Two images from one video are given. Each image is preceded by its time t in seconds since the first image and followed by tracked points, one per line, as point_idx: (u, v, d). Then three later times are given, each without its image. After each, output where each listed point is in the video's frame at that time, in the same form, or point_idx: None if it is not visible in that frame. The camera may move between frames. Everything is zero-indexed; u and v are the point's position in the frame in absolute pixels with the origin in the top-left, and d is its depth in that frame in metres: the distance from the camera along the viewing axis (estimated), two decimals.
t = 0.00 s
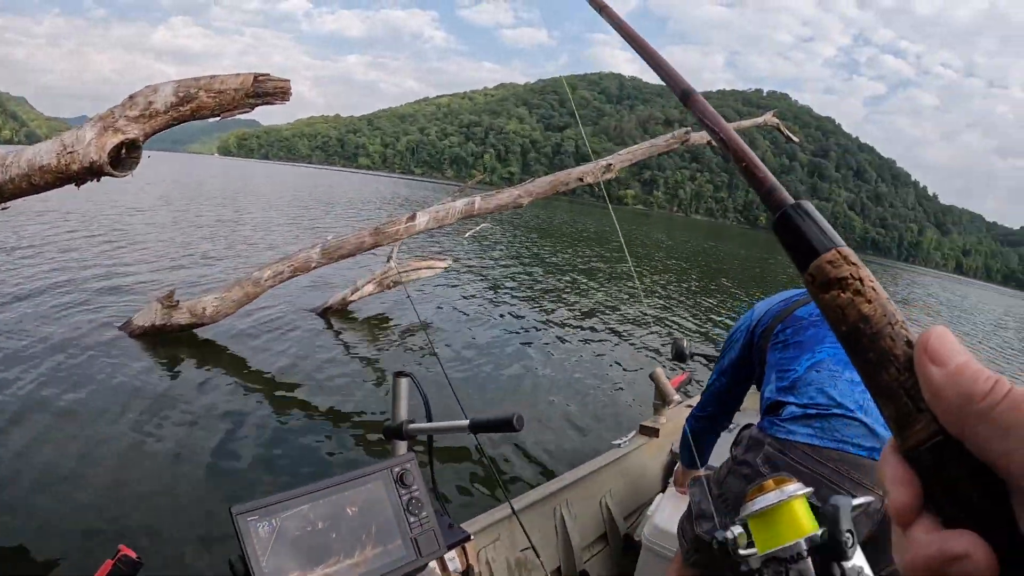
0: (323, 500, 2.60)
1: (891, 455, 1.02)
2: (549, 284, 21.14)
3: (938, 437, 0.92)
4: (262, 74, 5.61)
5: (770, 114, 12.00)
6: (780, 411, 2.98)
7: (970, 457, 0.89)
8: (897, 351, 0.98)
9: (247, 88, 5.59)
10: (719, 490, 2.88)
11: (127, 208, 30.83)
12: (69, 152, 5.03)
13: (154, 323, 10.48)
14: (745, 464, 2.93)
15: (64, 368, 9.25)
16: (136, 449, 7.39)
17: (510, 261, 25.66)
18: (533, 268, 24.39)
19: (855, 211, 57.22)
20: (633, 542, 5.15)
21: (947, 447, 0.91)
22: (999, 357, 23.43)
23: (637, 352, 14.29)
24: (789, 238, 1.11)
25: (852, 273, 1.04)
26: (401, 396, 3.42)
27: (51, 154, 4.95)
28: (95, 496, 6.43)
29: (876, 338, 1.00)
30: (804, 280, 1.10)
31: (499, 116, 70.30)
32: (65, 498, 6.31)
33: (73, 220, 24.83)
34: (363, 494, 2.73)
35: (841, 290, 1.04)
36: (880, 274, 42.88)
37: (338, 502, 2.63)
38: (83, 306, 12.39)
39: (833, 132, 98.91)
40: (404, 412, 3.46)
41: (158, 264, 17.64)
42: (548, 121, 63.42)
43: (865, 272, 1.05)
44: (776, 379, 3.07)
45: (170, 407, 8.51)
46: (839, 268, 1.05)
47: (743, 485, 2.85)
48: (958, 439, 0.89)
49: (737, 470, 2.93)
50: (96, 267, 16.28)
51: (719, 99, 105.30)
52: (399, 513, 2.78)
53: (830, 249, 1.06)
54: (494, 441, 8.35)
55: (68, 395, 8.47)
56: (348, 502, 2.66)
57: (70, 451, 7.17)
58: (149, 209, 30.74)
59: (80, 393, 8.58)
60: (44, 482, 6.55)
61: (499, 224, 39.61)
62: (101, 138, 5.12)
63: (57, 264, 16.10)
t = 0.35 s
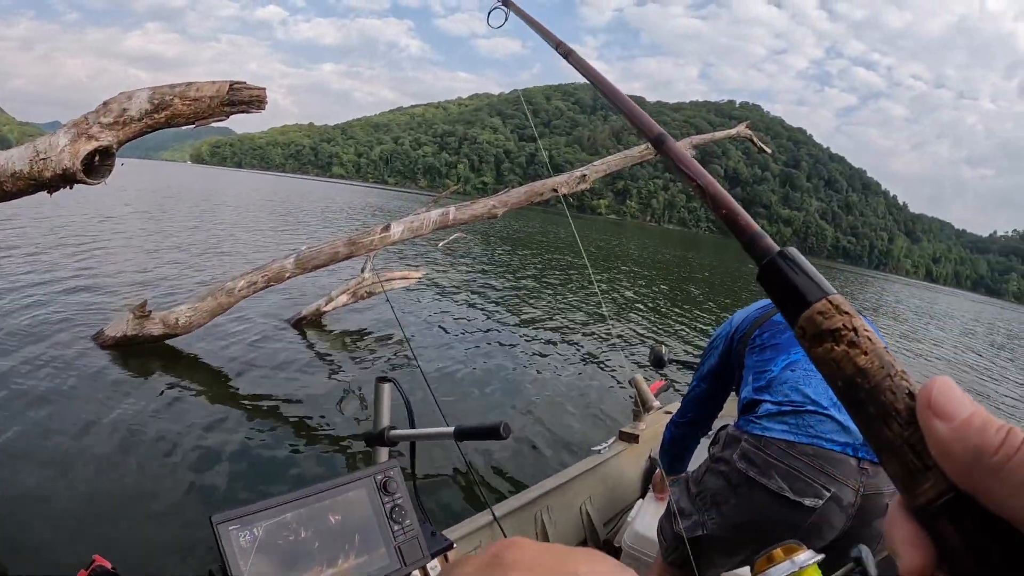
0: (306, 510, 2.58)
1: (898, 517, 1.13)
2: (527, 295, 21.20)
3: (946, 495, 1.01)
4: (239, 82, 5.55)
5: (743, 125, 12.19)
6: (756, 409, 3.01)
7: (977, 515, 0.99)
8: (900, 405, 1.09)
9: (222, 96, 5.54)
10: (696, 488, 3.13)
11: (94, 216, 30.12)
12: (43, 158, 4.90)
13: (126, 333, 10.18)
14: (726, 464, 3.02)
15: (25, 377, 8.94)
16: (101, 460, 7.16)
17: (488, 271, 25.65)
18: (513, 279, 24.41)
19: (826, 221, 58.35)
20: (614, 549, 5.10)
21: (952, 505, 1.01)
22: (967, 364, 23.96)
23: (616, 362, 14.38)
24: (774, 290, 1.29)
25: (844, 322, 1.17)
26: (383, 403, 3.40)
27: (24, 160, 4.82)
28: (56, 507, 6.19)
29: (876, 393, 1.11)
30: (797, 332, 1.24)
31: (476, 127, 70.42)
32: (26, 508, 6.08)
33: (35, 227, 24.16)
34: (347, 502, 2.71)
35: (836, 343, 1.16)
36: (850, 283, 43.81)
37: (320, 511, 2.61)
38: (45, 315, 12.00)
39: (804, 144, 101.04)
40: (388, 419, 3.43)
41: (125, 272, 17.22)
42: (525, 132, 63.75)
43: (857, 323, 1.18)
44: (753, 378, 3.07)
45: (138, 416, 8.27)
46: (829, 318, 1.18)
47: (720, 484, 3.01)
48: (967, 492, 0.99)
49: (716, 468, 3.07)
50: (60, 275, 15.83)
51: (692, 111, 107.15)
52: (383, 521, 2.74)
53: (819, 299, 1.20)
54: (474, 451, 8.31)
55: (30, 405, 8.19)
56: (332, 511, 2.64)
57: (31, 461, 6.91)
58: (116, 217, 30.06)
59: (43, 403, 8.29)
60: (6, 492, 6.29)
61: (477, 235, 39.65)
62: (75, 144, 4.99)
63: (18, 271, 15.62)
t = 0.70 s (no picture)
0: (314, 524, 2.53)
1: (897, 510, 1.15)
2: (524, 305, 21.20)
3: (940, 484, 1.04)
4: (236, 93, 5.57)
5: (737, 134, 12.25)
6: (772, 416, 2.92)
7: (973, 502, 1.01)
8: (888, 404, 1.14)
9: (220, 107, 5.56)
10: (709, 497, 2.95)
11: (86, 227, 29.98)
12: (38, 169, 4.84)
13: (121, 345, 10.07)
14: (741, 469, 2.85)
15: (17, 390, 8.83)
16: (94, 473, 7.07)
17: (484, 281, 25.64)
18: (507, 288, 24.41)
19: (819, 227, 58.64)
20: (618, 555, 5.11)
21: (948, 493, 1.03)
22: (959, 367, 24.14)
23: (614, 371, 14.37)
24: (758, 306, 1.36)
25: (828, 331, 1.23)
26: (388, 413, 3.37)
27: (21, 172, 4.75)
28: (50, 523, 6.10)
29: (866, 394, 1.17)
30: (785, 341, 1.30)
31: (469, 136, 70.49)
32: (18, 524, 5.98)
33: (25, 239, 23.98)
34: (357, 515, 2.68)
35: (822, 350, 1.22)
36: (844, 289, 44.02)
37: (331, 525, 2.57)
38: (37, 327, 11.89)
39: (795, 150, 101.74)
40: (392, 428, 3.41)
41: (119, 284, 17.12)
42: (518, 140, 63.88)
43: (840, 329, 1.24)
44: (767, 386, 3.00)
45: (132, 429, 8.18)
46: (815, 327, 1.24)
47: (736, 491, 2.83)
48: (961, 480, 1.02)
49: (730, 474, 2.91)
50: (53, 287, 15.71)
51: (684, 120, 107.94)
52: (393, 534, 2.74)
53: (803, 309, 1.27)
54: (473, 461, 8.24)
55: (22, 419, 8.09)
56: (342, 525, 2.61)
57: (24, 476, 6.81)
58: (109, 228, 29.92)
59: (36, 416, 8.19)
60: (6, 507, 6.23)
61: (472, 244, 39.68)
62: (71, 155, 4.98)
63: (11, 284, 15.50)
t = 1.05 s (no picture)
0: (331, 540, 2.53)
1: (846, 541, 1.25)
2: (534, 312, 21.17)
3: (877, 511, 1.15)
4: (248, 104, 5.65)
5: (747, 138, 12.19)
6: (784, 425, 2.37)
7: (911, 530, 1.11)
8: (823, 444, 1.26)
9: (232, 118, 5.62)
10: (728, 505, 2.98)
11: (101, 238, 30.33)
12: (52, 180, 4.88)
13: (134, 354, 10.13)
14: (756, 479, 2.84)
15: (32, 401, 8.90)
16: (108, 483, 7.10)
17: (493, 288, 25.67)
18: (517, 295, 24.38)
19: (830, 231, 58.24)
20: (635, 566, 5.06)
21: (888, 519, 1.14)
22: (978, 372, 23.78)
23: (626, 378, 14.28)
24: (708, 364, 1.57)
25: (766, 382, 1.40)
26: (400, 429, 3.35)
27: (35, 184, 4.79)
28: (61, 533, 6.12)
29: (802, 438, 1.30)
30: (730, 397, 1.47)
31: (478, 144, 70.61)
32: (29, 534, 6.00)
33: (41, 251, 24.21)
34: (372, 530, 2.68)
35: (762, 400, 1.38)
36: (857, 292, 43.60)
37: (347, 540, 2.56)
38: (53, 337, 12.01)
39: (806, 154, 101.29)
40: (405, 443, 3.39)
41: (133, 294, 17.27)
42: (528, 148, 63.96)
43: (778, 378, 1.41)
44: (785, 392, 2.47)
45: (144, 437, 8.22)
46: (752, 381, 1.42)
47: (752, 499, 2.82)
48: (895, 509, 1.12)
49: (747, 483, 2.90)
50: (68, 297, 15.88)
51: (692, 125, 107.90)
52: (409, 549, 2.74)
53: (742, 364, 1.46)
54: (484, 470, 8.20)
55: (37, 429, 8.14)
56: (358, 541, 2.59)
57: (37, 486, 6.85)
58: (124, 239, 30.26)
59: (50, 427, 8.24)
60: (23, 516, 6.28)
61: (481, 252, 39.74)
62: (85, 166, 5.02)
63: (27, 294, 15.69)
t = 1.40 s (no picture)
0: (315, 544, 2.54)
1: None
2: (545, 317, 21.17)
3: None
4: (250, 115, 5.69)
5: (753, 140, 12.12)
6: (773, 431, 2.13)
7: None
8: (784, 513, 1.14)
9: (233, 128, 5.65)
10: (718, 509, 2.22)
11: (121, 247, 30.94)
12: (57, 192, 4.97)
13: (144, 362, 10.21)
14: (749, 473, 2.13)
15: (42, 407, 9.00)
16: (115, 488, 7.15)
17: (505, 295, 25.71)
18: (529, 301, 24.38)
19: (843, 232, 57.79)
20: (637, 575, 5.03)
21: None
22: (997, 374, 23.41)
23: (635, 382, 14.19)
24: (661, 429, 1.37)
25: (723, 448, 1.25)
26: (396, 438, 3.35)
27: (40, 196, 4.88)
28: (60, 537, 6.14)
29: (763, 506, 1.18)
30: (684, 462, 1.31)
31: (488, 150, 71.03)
32: (27, 540, 6.01)
33: (62, 260, 24.67)
34: (358, 536, 2.67)
35: (718, 467, 1.24)
36: (871, 294, 43.23)
37: (332, 546, 2.57)
38: (69, 345, 12.18)
39: (818, 155, 100.91)
40: (401, 452, 3.39)
41: (149, 301, 17.52)
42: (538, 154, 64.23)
43: (737, 444, 1.26)
44: (770, 399, 2.21)
45: (152, 444, 8.28)
46: (711, 447, 1.25)
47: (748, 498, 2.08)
48: None
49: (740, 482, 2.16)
50: (87, 305, 16.18)
51: (702, 128, 107.97)
52: (395, 556, 2.71)
53: (702, 428, 1.28)
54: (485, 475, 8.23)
55: (44, 435, 8.22)
56: (344, 546, 2.60)
57: (41, 491, 6.89)
58: (143, 248, 30.81)
59: (58, 432, 8.32)
60: (29, 521, 6.34)
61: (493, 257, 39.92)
62: (89, 178, 5.09)
63: (47, 302, 15.99)
